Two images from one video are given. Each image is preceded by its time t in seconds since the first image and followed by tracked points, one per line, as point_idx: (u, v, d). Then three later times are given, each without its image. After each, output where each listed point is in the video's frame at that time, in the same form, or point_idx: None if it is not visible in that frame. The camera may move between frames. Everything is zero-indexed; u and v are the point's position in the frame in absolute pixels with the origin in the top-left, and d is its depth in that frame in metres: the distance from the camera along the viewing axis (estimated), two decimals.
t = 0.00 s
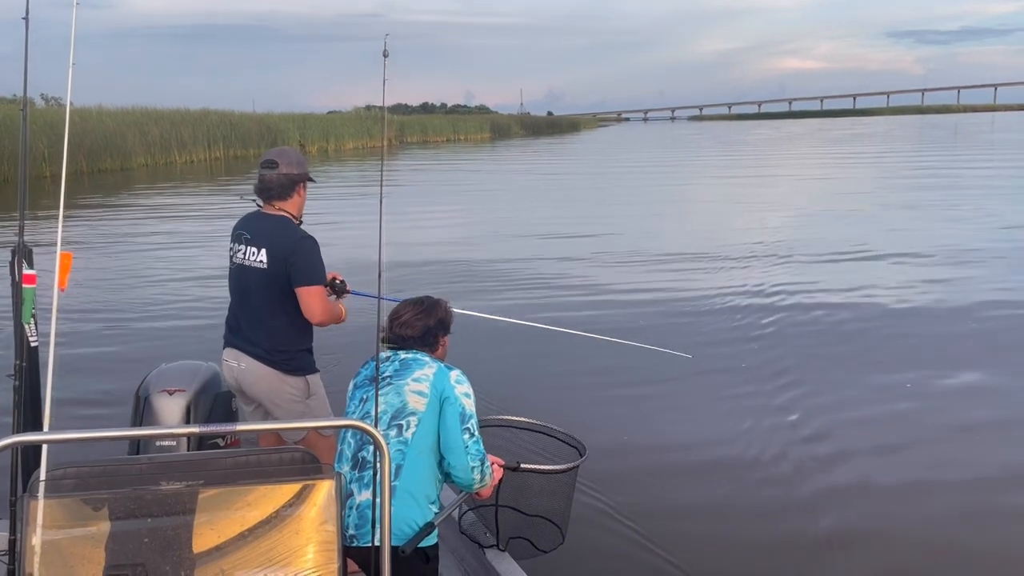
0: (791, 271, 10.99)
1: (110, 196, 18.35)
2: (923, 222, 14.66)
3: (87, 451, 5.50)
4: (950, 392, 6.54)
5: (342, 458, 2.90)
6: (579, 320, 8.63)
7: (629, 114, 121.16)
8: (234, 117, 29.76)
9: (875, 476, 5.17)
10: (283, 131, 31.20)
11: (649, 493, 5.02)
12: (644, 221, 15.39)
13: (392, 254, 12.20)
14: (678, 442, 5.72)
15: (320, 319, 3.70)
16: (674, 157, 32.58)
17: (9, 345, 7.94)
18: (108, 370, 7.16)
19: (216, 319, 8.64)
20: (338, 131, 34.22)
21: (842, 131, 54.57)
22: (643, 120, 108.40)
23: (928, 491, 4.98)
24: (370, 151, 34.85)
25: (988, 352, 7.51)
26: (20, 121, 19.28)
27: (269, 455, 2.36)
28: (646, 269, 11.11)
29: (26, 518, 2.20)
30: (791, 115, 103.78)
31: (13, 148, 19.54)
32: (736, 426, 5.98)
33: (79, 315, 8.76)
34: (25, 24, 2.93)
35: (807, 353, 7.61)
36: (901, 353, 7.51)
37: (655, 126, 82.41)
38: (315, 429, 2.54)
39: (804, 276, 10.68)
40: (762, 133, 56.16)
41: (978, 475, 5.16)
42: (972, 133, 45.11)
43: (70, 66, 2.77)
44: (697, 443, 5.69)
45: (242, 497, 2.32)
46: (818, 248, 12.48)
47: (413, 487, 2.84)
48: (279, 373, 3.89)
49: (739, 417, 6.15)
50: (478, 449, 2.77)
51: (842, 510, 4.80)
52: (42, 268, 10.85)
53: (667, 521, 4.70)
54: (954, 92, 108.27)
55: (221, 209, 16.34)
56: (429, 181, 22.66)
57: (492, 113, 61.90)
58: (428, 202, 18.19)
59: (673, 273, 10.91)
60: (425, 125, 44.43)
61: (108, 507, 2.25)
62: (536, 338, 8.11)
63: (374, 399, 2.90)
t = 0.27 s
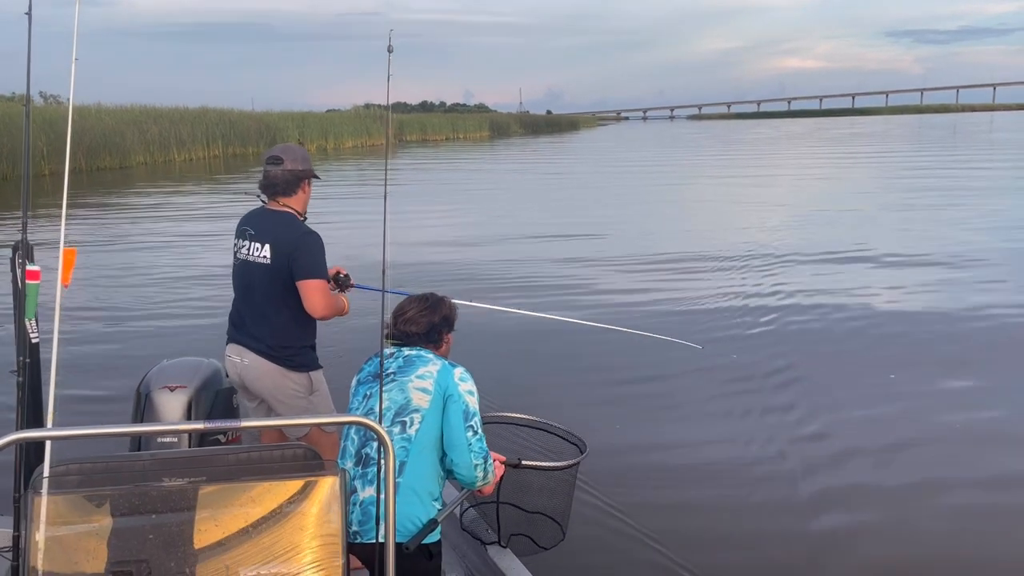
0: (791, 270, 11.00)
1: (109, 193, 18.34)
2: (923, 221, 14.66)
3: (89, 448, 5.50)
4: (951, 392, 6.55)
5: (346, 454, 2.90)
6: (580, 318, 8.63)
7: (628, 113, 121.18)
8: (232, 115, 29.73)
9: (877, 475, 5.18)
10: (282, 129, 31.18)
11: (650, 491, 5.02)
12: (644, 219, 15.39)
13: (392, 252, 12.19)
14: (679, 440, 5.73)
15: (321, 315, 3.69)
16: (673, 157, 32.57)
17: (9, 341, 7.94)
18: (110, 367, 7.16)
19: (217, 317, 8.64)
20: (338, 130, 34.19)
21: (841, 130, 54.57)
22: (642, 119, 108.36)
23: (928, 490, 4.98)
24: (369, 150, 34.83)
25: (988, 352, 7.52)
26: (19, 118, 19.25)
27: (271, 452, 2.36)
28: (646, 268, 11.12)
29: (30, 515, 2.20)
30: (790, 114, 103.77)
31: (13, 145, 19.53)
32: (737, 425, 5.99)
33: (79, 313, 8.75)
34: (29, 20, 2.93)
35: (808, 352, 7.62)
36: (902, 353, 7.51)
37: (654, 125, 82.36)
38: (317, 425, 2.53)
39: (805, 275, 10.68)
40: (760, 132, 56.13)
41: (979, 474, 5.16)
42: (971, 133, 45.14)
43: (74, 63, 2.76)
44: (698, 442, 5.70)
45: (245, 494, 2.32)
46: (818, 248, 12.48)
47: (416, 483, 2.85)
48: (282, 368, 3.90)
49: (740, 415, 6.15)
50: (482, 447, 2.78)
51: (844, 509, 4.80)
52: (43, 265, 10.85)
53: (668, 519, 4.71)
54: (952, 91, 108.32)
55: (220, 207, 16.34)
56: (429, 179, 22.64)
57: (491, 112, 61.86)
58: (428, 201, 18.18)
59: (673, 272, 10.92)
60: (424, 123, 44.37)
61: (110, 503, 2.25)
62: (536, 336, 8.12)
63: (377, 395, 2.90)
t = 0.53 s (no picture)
0: (791, 269, 11.00)
1: (109, 192, 18.33)
2: (923, 221, 14.65)
3: (90, 446, 5.50)
4: (951, 391, 6.55)
5: (348, 452, 2.90)
6: (580, 317, 8.64)
7: (627, 112, 121.31)
8: (232, 114, 29.73)
9: (877, 476, 5.18)
10: (281, 128, 31.18)
11: (649, 491, 5.02)
12: (644, 218, 15.38)
13: (393, 251, 12.19)
14: (680, 440, 5.73)
15: (319, 312, 3.68)
16: (673, 155, 32.58)
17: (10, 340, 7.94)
18: (111, 366, 7.16)
19: (218, 315, 8.64)
20: (337, 128, 34.20)
21: (841, 129, 54.59)
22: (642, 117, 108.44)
23: (930, 490, 4.98)
24: (368, 148, 34.83)
25: (989, 352, 7.52)
26: (19, 117, 19.26)
27: (273, 449, 2.35)
28: (647, 267, 11.12)
29: (33, 512, 2.20)
30: (789, 114, 103.81)
31: (13, 143, 19.53)
32: (737, 424, 5.99)
33: (79, 311, 8.75)
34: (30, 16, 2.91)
35: (808, 350, 7.63)
36: (903, 353, 7.51)
37: (654, 124, 82.32)
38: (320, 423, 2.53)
39: (805, 274, 10.68)
40: (759, 131, 56.13)
41: (980, 474, 5.16)
42: (969, 133, 45.19)
43: (77, 58, 2.75)
44: (698, 441, 5.70)
45: (247, 490, 2.32)
46: (818, 247, 12.47)
47: (419, 481, 2.85)
48: (284, 366, 3.89)
49: (741, 415, 6.16)
50: (485, 446, 2.77)
51: (846, 508, 4.80)
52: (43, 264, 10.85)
53: (670, 519, 4.71)
54: (951, 91, 108.38)
55: (220, 205, 16.33)
56: (429, 178, 22.64)
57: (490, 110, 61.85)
58: (427, 200, 18.18)
59: (673, 271, 10.94)
60: (423, 122, 44.37)
61: (112, 501, 2.24)
62: (536, 335, 8.13)
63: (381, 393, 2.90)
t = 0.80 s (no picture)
0: (791, 268, 10.99)
1: (108, 191, 18.31)
2: (923, 220, 14.64)
3: (89, 444, 5.50)
4: (951, 390, 6.55)
5: (349, 451, 2.89)
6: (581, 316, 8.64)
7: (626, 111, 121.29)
8: (231, 112, 29.69)
9: (878, 475, 5.18)
10: (281, 127, 31.15)
11: (649, 490, 5.02)
12: (644, 217, 15.37)
13: (392, 250, 12.18)
14: (681, 439, 5.72)
15: (314, 310, 3.67)
16: (673, 154, 32.58)
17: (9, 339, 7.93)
18: (110, 364, 7.16)
19: (217, 314, 8.64)
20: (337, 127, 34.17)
21: (840, 128, 54.56)
22: (641, 116, 108.39)
23: (931, 490, 4.97)
24: (368, 147, 34.80)
25: (989, 351, 7.53)
26: (18, 116, 19.24)
27: (273, 448, 2.34)
28: (646, 267, 11.11)
29: (32, 511, 2.19)
30: (789, 113, 103.76)
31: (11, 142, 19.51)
32: (738, 424, 5.99)
33: (78, 310, 8.74)
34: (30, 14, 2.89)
35: (809, 349, 7.62)
36: (903, 352, 7.51)
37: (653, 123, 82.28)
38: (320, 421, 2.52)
39: (805, 274, 10.68)
40: (759, 131, 56.12)
41: (980, 474, 5.16)
42: (969, 132, 45.15)
43: (76, 57, 2.75)
44: (697, 441, 5.70)
45: (247, 489, 2.31)
46: (818, 246, 12.47)
47: (421, 481, 2.84)
48: (283, 365, 3.88)
49: (742, 415, 6.15)
50: (487, 445, 2.76)
51: (846, 508, 4.80)
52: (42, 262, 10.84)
53: (670, 519, 4.70)
54: (950, 90, 108.41)
55: (219, 204, 16.32)
56: (428, 177, 22.62)
57: (490, 109, 61.80)
58: (427, 199, 18.18)
59: (673, 271, 10.93)
60: (422, 121, 44.35)
61: (111, 499, 2.24)
62: (536, 334, 8.12)
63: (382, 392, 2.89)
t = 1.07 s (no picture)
0: (789, 268, 11.00)
1: (106, 190, 18.31)
2: (921, 219, 14.67)
3: (87, 445, 5.50)
4: (949, 390, 6.56)
5: (347, 452, 2.89)
6: (579, 316, 8.65)
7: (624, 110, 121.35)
8: (230, 111, 29.68)
9: (876, 475, 5.18)
10: (279, 126, 31.13)
11: (646, 490, 5.02)
12: (642, 217, 15.38)
13: (391, 249, 12.20)
14: (678, 439, 5.73)
15: (306, 310, 3.65)
16: (672, 153, 32.59)
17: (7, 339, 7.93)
18: (108, 365, 7.16)
19: (215, 314, 8.64)
20: (336, 126, 34.17)
21: (838, 127, 54.56)
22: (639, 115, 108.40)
23: (928, 490, 4.98)
24: (367, 146, 34.79)
25: (986, 350, 7.54)
26: (16, 115, 19.23)
27: (270, 450, 2.34)
28: (645, 266, 11.12)
29: (28, 511, 2.19)
30: (787, 112, 103.79)
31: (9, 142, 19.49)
32: (735, 424, 6.00)
33: (75, 310, 8.73)
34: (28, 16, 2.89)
35: (807, 349, 7.63)
36: (900, 351, 7.52)
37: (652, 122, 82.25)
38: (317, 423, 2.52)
39: (803, 273, 10.69)
40: (757, 130, 56.15)
41: (977, 474, 5.17)
42: (967, 131, 45.18)
43: (73, 58, 2.75)
44: (693, 440, 5.71)
45: (244, 491, 2.31)
46: (816, 245, 12.48)
47: (418, 483, 2.84)
48: (279, 366, 3.88)
49: (739, 415, 6.16)
50: (485, 447, 2.77)
51: (844, 507, 4.81)
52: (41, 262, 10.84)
53: (668, 519, 4.71)
54: (948, 89, 108.51)
55: (218, 204, 16.32)
56: (426, 177, 22.64)
57: (489, 108, 61.79)
58: (426, 198, 18.18)
59: (671, 270, 10.95)
60: (421, 120, 44.36)
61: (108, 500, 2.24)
62: (534, 334, 8.13)
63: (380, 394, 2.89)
